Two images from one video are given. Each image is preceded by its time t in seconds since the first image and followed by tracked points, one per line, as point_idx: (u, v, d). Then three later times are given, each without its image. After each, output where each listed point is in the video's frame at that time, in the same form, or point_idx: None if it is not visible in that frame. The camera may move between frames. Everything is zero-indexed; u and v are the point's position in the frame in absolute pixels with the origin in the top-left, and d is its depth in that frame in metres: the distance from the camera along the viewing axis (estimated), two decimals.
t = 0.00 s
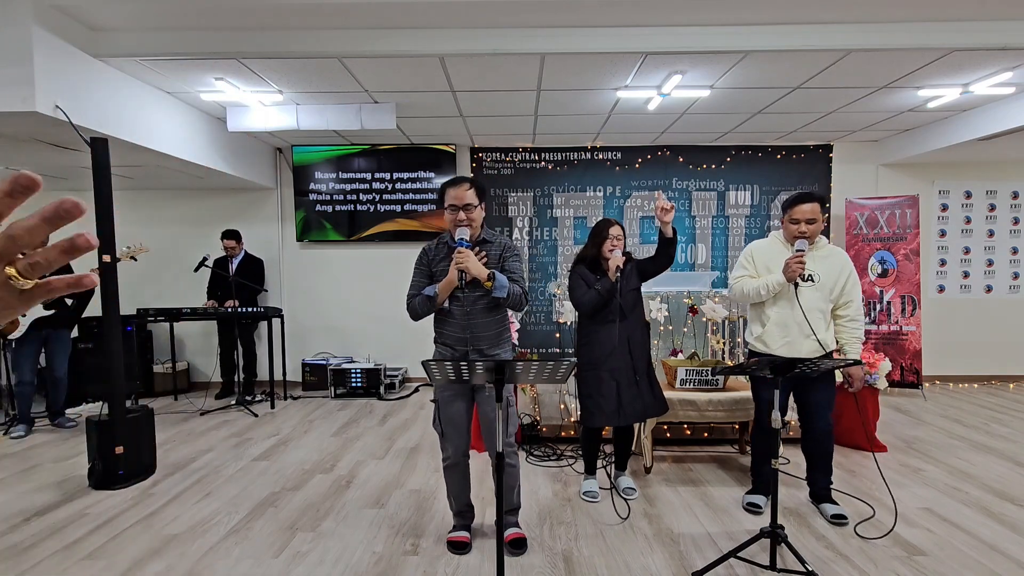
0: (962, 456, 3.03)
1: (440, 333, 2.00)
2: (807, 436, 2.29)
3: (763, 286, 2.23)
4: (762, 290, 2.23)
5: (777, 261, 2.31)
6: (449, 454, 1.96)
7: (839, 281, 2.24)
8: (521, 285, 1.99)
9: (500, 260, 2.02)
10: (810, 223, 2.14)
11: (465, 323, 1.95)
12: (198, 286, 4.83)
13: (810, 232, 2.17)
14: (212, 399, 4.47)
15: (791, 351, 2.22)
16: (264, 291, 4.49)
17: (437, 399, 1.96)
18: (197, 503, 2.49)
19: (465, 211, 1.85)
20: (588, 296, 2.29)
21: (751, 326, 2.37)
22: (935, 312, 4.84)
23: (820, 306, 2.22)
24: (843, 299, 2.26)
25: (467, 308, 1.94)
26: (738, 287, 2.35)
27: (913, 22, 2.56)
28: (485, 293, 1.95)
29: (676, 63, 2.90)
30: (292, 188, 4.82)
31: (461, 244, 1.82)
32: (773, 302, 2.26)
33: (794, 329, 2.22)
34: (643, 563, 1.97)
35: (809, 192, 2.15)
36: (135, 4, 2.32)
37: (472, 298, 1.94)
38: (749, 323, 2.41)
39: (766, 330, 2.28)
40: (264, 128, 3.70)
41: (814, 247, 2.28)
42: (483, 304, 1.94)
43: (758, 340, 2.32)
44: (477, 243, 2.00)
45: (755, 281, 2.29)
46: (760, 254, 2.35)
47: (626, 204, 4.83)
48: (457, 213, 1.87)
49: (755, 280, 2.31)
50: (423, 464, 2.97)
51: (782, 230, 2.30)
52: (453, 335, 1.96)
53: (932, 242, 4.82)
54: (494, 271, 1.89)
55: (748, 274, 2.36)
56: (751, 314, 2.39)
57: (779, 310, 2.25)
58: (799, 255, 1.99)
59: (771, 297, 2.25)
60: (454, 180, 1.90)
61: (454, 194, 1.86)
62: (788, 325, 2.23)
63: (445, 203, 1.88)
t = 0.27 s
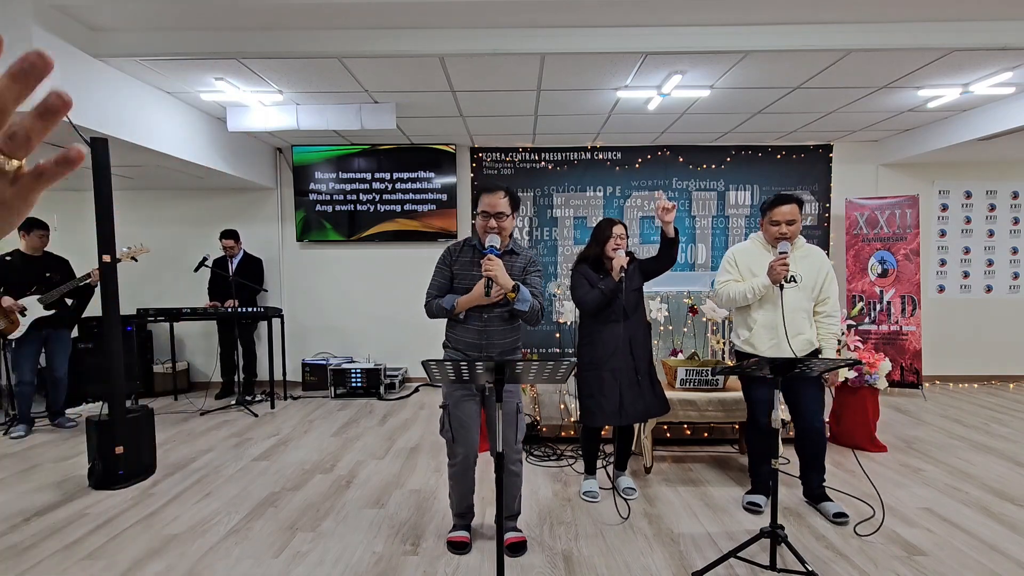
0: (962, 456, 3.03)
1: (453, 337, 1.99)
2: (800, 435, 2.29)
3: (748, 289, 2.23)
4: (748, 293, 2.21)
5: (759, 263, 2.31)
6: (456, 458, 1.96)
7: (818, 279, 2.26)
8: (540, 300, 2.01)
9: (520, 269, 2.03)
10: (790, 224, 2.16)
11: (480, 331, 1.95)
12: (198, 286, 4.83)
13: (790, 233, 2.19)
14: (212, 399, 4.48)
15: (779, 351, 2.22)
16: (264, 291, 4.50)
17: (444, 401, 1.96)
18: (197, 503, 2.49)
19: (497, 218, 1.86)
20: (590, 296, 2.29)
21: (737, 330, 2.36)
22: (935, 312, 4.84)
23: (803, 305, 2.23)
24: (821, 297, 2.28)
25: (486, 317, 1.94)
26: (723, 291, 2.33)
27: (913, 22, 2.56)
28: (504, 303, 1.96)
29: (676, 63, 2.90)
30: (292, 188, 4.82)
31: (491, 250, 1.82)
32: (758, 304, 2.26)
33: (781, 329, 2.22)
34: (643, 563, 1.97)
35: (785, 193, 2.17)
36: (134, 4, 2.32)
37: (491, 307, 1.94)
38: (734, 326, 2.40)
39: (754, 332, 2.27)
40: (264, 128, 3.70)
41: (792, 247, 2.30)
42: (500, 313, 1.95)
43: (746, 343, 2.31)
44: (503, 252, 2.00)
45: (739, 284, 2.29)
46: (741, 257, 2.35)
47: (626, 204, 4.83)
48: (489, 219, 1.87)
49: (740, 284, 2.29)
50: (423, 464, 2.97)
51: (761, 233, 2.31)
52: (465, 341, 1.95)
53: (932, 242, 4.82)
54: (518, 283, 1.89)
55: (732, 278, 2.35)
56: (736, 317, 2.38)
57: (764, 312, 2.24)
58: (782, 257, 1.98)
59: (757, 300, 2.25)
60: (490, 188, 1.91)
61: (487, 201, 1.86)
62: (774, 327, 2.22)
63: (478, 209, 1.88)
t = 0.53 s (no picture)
0: (963, 455, 3.03)
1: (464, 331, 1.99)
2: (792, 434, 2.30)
3: (743, 290, 2.23)
4: (742, 294, 2.22)
5: (752, 263, 2.32)
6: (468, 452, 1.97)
7: (812, 277, 2.26)
8: (553, 295, 2.00)
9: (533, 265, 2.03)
10: (780, 223, 2.17)
11: (492, 326, 1.95)
12: (198, 286, 4.83)
13: (780, 233, 2.20)
14: (212, 399, 4.48)
15: (777, 351, 2.22)
16: (264, 291, 4.49)
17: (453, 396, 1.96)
18: (197, 503, 2.49)
19: (514, 213, 1.86)
20: (595, 296, 2.29)
21: (733, 330, 2.36)
22: (935, 312, 4.84)
23: (798, 304, 2.23)
24: (816, 294, 2.28)
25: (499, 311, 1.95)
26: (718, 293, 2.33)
27: (913, 21, 2.56)
28: (519, 298, 1.96)
29: (676, 63, 2.90)
30: (292, 188, 4.82)
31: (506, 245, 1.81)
32: (753, 304, 2.26)
33: (776, 329, 2.22)
34: (643, 563, 1.97)
35: (774, 193, 2.18)
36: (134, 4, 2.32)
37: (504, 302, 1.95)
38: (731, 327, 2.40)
39: (749, 332, 2.26)
40: (264, 128, 3.70)
41: (785, 246, 2.30)
42: (512, 309, 1.96)
43: (743, 344, 2.30)
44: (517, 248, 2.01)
45: (734, 286, 2.29)
46: (735, 258, 2.35)
47: (626, 204, 4.84)
48: (506, 214, 1.87)
49: (734, 285, 2.30)
50: (424, 464, 2.96)
51: (752, 233, 2.32)
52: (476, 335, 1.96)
53: (932, 242, 4.82)
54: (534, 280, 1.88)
55: (727, 279, 2.35)
56: (732, 318, 2.38)
57: (760, 312, 2.24)
58: (773, 255, 1.98)
59: (752, 300, 2.25)
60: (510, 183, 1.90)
61: (506, 196, 1.86)
62: (769, 326, 2.22)
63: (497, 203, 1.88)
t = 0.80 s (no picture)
0: (963, 455, 3.03)
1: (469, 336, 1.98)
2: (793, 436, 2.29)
3: (738, 293, 2.24)
4: (738, 298, 2.23)
5: (748, 265, 2.32)
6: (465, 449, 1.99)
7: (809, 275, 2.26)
8: (553, 294, 2.00)
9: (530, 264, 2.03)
10: (773, 224, 2.17)
11: (496, 328, 1.95)
12: (198, 286, 4.84)
13: (775, 233, 2.20)
14: (212, 399, 4.48)
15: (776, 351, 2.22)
16: (264, 291, 4.49)
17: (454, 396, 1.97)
18: (197, 503, 2.50)
19: (508, 216, 1.87)
20: (598, 296, 2.29)
21: (732, 333, 2.37)
22: (935, 312, 4.84)
23: (795, 303, 2.23)
24: (814, 292, 2.27)
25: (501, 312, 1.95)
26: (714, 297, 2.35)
27: (913, 21, 2.56)
28: (518, 298, 1.96)
29: (676, 63, 2.90)
30: (292, 188, 4.82)
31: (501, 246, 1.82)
32: (749, 306, 2.27)
33: (774, 329, 2.22)
34: (643, 563, 1.97)
35: (766, 194, 2.19)
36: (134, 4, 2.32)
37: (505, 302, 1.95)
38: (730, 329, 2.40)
39: (747, 334, 2.27)
40: (264, 128, 3.70)
41: (781, 245, 2.30)
42: (513, 309, 1.96)
43: (742, 346, 2.31)
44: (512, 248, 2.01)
45: (729, 289, 2.30)
46: (730, 261, 2.36)
47: (626, 204, 4.83)
48: (500, 217, 1.89)
49: (730, 288, 2.31)
50: (423, 464, 2.97)
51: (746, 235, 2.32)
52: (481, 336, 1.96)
53: (932, 242, 4.82)
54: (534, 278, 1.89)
55: (723, 283, 2.36)
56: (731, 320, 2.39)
57: (756, 314, 2.25)
58: (776, 267, 2.02)
59: (748, 303, 2.26)
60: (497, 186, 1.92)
61: (498, 198, 1.86)
62: (767, 327, 2.22)
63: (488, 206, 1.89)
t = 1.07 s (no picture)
0: (962, 455, 3.03)
1: (455, 335, 1.98)
2: (800, 434, 2.29)
3: (738, 294, 2.25)
4: (737, 298, 2.24)
5: (748, 266, 2.32)
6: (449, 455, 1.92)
7: (810, 275, 2.25)
8: (538, 285, 2.00)
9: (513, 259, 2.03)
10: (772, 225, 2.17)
11: (482, 324, 1.95)
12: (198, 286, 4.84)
13: (775, 234, 2.20)
14: (212, 399, 4.48)
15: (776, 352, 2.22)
16: (264, 291, 4.49)
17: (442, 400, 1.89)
18: (197, 503, 2.49)
19: (485, 211, 1.87)
20: (596, 296, 2.29)
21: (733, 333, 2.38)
22: (935, 312, 4.84)
23: (795, 303, 2.22)
24: (817, 291, 2.26)
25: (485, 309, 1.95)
26: (714, 298, 2.35)
27: (913, 21, 2.56)
28: (503, 293, 1.96)
29: (676, 63, 2.90)
30: (292, 188, 4.82)
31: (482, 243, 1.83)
32: (749, 306, 2.27)
33: (774, 329, 2.22)
34: (643, 563, 1.97)
35: (765, 195, 2.19)
36: (134, 4, 2.32)
37: (489, 299, 1.95)
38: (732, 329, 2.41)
39: (747, 333, 2.28)
40: (264, 128, 3.70)
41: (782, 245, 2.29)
42: (498, 305, 1.96)
43: (743, 345, 2.32)
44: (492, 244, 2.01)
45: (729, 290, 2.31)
46: (731, 261, 2.36)
47: (626, 204, 4.83)
48: (477, 212, 1.88)
49: (730, 289, 2.32)
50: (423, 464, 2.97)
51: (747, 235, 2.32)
52: (469, 335, 1.96)
53: (932, 242, 4.82)
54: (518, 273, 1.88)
55: (723, 283, 2.37)
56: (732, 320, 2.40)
57: (756, 315, 2.25)
58: (774, 266, 2.01)
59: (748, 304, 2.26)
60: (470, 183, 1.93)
61: (474, 194, 1.87)
62: (767, 326, 2.23)
63: (465, 203, 1.89)
